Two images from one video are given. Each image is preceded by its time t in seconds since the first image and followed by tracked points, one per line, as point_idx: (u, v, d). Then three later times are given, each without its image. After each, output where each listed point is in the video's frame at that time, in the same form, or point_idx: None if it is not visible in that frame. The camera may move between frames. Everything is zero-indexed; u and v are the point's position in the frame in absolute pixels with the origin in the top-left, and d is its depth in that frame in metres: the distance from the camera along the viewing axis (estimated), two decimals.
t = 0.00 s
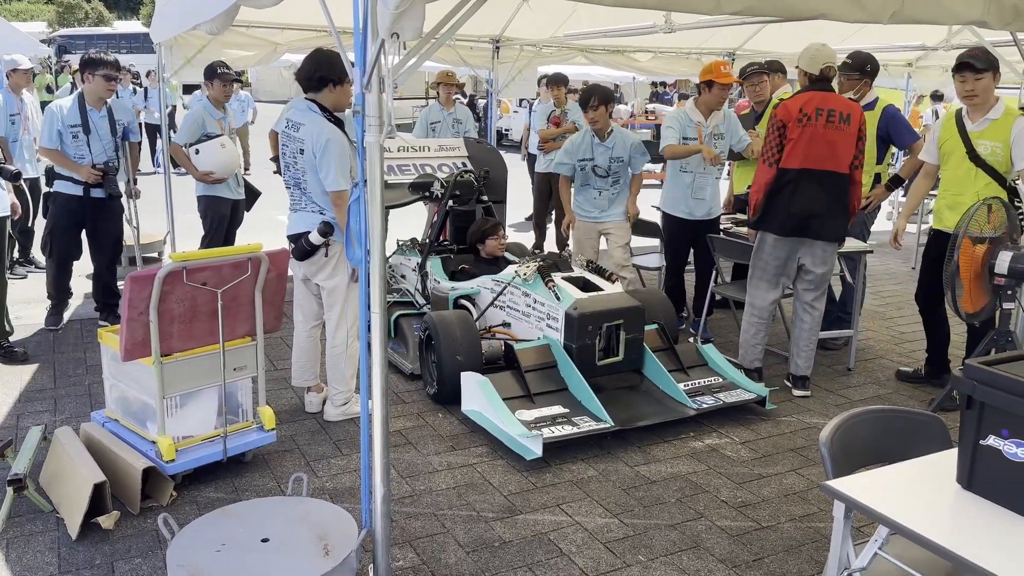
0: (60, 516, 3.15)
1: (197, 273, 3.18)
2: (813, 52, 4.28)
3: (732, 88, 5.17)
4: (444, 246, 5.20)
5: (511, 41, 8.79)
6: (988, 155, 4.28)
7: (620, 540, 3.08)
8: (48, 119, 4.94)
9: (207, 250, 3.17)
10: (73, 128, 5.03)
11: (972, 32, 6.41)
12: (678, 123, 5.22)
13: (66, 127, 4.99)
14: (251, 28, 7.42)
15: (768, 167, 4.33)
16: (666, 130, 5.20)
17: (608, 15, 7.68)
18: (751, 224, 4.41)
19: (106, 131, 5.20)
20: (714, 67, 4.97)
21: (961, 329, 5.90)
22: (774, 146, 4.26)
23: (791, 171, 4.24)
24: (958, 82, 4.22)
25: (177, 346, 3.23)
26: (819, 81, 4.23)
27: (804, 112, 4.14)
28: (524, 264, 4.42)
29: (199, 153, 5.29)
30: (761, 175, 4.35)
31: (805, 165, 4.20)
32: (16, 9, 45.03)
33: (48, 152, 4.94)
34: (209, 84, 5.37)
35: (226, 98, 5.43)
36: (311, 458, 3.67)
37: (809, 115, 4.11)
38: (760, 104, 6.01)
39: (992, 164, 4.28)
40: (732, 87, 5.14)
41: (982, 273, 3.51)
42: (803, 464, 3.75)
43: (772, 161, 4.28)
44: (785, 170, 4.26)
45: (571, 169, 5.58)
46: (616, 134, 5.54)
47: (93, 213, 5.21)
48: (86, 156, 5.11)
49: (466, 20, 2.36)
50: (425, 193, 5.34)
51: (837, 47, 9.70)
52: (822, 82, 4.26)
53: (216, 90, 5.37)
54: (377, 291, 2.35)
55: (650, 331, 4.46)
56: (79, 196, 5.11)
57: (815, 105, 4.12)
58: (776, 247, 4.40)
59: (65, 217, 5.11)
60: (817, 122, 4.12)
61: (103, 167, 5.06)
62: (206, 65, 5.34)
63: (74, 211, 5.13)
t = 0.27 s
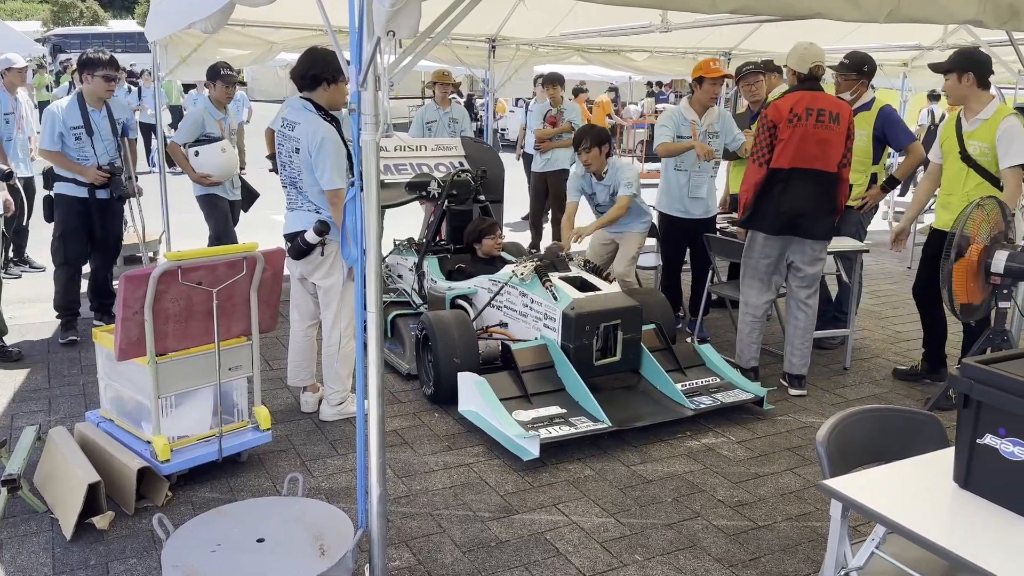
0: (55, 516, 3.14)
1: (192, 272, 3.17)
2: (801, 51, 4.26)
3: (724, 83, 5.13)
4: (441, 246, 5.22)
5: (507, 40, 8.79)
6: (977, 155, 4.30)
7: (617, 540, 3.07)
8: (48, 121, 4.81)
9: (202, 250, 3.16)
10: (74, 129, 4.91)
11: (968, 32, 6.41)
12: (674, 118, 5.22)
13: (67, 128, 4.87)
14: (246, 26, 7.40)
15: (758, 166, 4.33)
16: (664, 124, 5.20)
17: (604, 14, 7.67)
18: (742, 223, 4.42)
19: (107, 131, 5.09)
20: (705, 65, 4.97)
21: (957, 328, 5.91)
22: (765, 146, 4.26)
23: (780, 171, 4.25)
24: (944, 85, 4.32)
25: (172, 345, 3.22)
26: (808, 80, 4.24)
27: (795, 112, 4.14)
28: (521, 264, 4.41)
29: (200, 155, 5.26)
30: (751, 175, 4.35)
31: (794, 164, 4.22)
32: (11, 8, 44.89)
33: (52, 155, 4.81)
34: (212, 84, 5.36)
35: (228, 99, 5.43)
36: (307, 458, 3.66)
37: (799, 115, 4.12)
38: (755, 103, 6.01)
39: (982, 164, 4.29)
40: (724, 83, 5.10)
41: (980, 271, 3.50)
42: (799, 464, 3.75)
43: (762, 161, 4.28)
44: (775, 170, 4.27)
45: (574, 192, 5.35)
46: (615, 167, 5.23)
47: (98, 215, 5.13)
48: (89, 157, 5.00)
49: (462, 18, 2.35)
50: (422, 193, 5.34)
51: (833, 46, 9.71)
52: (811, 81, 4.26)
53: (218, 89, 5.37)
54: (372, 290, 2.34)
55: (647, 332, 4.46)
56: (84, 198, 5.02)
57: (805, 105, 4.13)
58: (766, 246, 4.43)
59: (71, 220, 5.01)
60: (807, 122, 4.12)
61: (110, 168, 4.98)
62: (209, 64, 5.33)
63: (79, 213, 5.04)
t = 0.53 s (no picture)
0: (51, 518, 3.12)
1: (189, 272, 3.16)
2: (793, 51, 4.27)
3: (720, 82, 5.12)
4: (439, 247, 5.24)
5: (505, 41, 8.79)
6: (960, 155, 4.41)
7: (615, 540, 3.07)
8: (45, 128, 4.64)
9: (200, 250, 3.15)
10: (73, 135, 4.75)
11: (965, 32, 6.42)
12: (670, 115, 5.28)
13: (66, 135, 4.71)
14: (244, 27, 7.38)
15: (752, 168, 4.33)
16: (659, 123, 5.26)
17: (602, 15, 7.67)
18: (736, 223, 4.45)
19: (105, 135, 4.92)
20: (699, 65, 4.98)
21: (954, 329, 5.91)
22: (758, 147, 4.26)
23: (774, 171, 4.26)
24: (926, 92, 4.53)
25: (169, 346, 3.21)
26: (801, 80, 4.24)
27: (788, 114, 4.13)
28: (519, 264, 4.41)
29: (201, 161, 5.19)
30: (745, 176, 4.35)
31: (788, 165, 4.22)
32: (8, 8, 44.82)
33: (53, 163, 4.65)
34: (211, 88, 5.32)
35: (230, 103, 5.41)
36: (305, 459, 3.66)
37: (793, 116, 4.11)
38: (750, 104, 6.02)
39: (965, 163, 4.40)
40: (719, 81, 5.09)
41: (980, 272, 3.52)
42: (797, 464, 3.75)
43: (756, 162, 4.28)
44: (769, 170, 4.28)
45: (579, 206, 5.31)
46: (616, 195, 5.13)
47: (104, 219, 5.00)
48: (91, 162, 4.85)
49: (460, 18, 2.35)
50: (419, 193, 5.34)
51: (831, 47, 9.72)
52: (803, 81, 4.27)
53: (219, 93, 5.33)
54: (371, 290, 2.34)
55: (645, 332, 4.45)
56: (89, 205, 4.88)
57: (798, 106, 4.12)
58: (760, 246, 4.44)
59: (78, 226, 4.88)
60: (800, 123, 4.13)
61: (114, 171, 4.83)
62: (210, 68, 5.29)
63: (84, 219, 4.91)
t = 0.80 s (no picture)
0: (51, 521, 3.12)
1: (189, 275, 3.16)
2: (789, 53, 4.26)
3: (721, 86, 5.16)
4: (438, 250, 5.24)
5: (505, 43, 8.80)
6: (944, 160, 4.45)
7: (615, 543, 3.06)
8: (45, 126, 4.58)
9: (200, 252, 3.15)
10: (75, 136, 4.69)
11: (965, 35, 6.43)
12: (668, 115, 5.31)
13: (69, 135, 4.64)
14: (243, 29, 7.39)
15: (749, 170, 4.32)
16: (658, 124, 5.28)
17: (601, 17, 7.67)
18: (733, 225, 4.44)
19: (105, 138, 4.87)
20: (702, 68, 4.97)
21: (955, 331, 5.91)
22: (755, 150, 4.25)
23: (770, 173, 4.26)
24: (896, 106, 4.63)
25: (169, 348, 3.21)
26: (797, 82, 4.25)
27: (785, 115, 4.13)
28: (519, 267, 4.41)
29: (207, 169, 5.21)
30: (741, 178, 4.34)
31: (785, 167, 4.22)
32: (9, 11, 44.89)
33: (50, 163, 4.58)
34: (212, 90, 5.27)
35: (231, 104, 5.37)
36: (305, 462, 3.65)
37: (789, 118, 4.11)
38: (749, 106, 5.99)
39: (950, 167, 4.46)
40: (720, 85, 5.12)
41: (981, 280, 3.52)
42: (798, 467, 3.75)
43: (753, 164, 4.26)
44: (765, 173, 4.28)
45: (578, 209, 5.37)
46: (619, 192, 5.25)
47: (102, 225, 4.91)
48: (90, 164, 4.79)
49: (460, 21, 2.35)
50: (420, 196, 5.34)
51: (830, 49, 9.72)
52: (800, 83, 4.26)
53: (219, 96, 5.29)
54: (370, 292, 2.34)
55: (645, 335, 4.45)
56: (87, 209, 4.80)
57: (795, 108, 4.12)
58: (758, 248, 4.44)
59: (76, 233, 4.80)
60: (797, 125, 4.13)
61: (112, 175, 4.76)
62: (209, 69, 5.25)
63: (80, 225, 4.82)
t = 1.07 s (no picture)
0: (55, 526, 3.13)
1: (193, 280, 3.17)
2: (788, 58, 4.28)
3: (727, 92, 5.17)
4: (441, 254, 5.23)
5: (507, 48, 8.81)
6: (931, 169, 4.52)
7: (618, 549, 3.06)
8: (65, 131, 4.55)
9: (203, 257, 3.16)
10: (95, 142, 4.65)
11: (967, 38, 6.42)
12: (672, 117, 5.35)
13: (88, 141, 4.61)
14: (247, 34, 7.41)
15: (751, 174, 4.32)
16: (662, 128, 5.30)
17: (604, 22, 7.68)
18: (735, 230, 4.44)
19: (124, 143, 4.83)
20: (708, 72, 4.99)
21: (959, 335, 5.90)
22: (757, 155, 4.26)
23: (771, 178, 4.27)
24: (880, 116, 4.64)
25: (172, 353, 3.22)
26: (797, 87, 4.26)
27: (786, 120, 4.13)
28: (521, 271, 4.41)
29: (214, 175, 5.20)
30: (743, 183, 4.35)
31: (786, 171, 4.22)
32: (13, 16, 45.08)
33: (68, 168, 4.56)
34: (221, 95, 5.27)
35: (240, 109, 5.36)
36: (307, 467, 3.66)
37: (790, 122, 4.11)
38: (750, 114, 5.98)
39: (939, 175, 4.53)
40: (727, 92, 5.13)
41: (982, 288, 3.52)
42: (801, 472, 3.74)
43: (755, 169, 4.26)
44: (766, 177, 4.28)
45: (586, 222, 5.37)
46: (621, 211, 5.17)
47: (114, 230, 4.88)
48: (108, 170, 4.76)
49: (463, 26, 2.35)
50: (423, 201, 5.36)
51: (833, 53, 9.72)
52: (800, 87, 4.26)
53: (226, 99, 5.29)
54: (373, 298, 2.34)
55: (648, 339, 4.45)
56: (100, 215, 4.78)
57: (796, 113, 4.12)
58: (759, 252, 4.44)
59: (89, 240, 4.78)
60: (798, 129, 4.13)
61: (129, 183, 4.73)
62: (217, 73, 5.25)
63: (93, 231, 4.80)
